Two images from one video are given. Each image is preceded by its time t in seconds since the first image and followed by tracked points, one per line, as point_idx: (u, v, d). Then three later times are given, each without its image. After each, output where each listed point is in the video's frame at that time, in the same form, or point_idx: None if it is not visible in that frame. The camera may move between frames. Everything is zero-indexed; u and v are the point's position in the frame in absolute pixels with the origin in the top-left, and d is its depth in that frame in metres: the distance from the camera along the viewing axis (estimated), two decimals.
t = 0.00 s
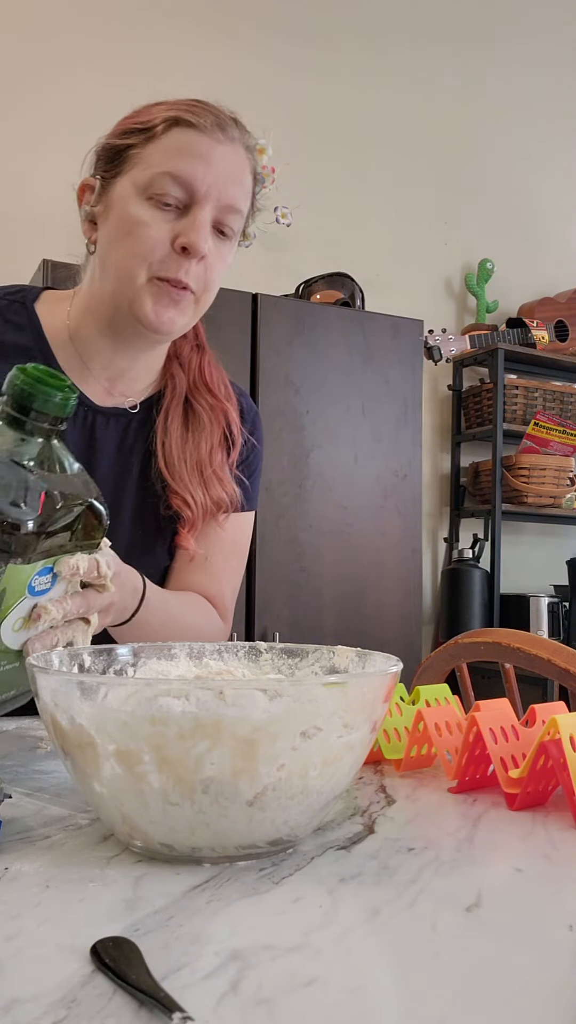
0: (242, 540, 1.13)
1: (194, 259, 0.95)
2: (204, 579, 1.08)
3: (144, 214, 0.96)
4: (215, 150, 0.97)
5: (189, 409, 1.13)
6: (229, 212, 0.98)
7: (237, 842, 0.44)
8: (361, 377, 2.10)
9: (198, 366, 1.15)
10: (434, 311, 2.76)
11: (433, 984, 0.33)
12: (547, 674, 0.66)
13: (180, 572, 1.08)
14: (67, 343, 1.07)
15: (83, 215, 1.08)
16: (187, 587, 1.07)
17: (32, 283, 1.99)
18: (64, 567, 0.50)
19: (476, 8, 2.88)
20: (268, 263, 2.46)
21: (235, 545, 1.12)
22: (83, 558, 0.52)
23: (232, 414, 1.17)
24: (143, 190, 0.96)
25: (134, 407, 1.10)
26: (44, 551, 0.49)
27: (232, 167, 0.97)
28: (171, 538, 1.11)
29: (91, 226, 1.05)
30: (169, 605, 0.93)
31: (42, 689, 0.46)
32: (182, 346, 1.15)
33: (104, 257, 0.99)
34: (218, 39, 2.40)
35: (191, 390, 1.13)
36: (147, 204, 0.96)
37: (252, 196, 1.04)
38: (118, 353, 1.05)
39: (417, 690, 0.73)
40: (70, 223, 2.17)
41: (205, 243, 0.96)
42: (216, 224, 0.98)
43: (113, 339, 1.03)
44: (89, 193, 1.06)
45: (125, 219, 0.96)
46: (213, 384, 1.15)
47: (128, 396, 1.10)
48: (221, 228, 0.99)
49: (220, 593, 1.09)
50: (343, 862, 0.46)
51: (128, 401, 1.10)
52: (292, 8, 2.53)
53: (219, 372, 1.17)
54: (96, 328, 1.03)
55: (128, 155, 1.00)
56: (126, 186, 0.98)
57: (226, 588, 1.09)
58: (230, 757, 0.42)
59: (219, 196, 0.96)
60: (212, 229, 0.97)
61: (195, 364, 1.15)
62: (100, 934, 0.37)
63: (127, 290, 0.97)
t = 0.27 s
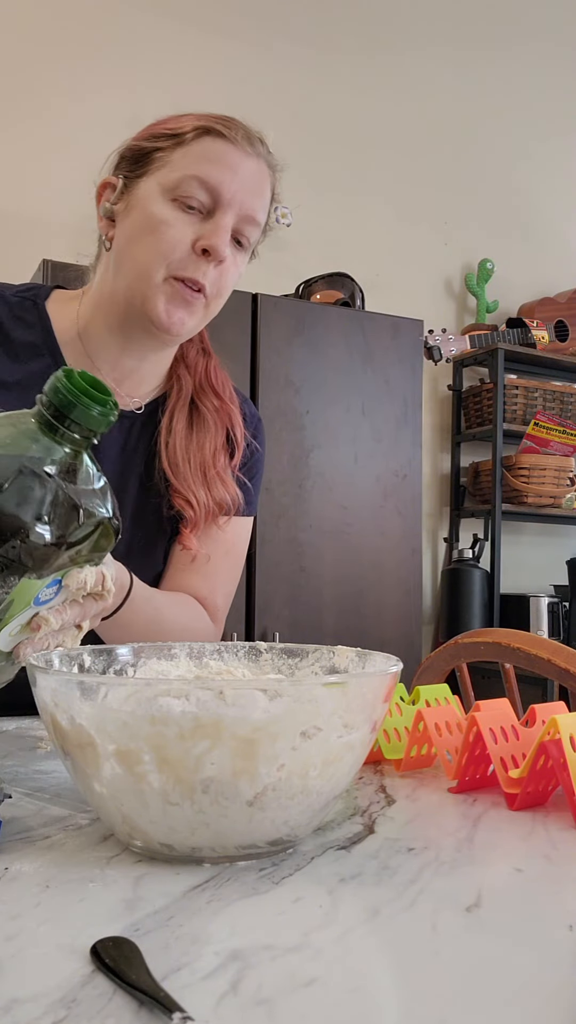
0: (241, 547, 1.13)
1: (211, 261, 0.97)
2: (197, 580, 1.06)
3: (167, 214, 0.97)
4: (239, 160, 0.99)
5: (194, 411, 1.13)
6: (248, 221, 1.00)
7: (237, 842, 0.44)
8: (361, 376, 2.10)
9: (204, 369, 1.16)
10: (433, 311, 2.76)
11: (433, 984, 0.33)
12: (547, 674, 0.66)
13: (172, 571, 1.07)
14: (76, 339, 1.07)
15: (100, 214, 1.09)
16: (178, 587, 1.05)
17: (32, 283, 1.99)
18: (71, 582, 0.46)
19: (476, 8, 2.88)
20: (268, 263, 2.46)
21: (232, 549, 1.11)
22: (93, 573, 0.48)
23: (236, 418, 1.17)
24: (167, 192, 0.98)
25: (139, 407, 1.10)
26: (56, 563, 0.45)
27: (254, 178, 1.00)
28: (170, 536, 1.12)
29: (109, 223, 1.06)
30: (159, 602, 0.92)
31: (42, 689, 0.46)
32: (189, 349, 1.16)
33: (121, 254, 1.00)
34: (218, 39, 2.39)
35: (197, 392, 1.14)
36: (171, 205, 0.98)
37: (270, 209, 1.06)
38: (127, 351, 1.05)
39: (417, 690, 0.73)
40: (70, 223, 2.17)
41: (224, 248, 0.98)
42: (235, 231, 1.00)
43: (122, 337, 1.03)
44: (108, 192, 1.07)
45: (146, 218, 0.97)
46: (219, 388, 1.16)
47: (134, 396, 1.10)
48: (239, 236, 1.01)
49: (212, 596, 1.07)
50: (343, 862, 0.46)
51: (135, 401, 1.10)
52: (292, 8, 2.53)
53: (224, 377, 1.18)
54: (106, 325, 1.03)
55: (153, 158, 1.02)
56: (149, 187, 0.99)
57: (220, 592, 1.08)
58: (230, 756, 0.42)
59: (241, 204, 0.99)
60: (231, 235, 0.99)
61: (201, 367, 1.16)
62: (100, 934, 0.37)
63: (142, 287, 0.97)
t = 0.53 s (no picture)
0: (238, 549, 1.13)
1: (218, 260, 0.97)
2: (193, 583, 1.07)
3: (176, 213, 0.97)
4: (248, 164, 1.00)
5: (196, 412, 1.13)
6: (254, 224, 1.01)
7: (238, 842, 0.44)
8: (361, 376, 2.10)
9: (207, 371, 1.16)
10: (433, 311, 2.76)
11: (433, 984, 0.33)
12: (547, 673, 0.66)
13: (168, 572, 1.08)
14: (79, 338, 1.06)
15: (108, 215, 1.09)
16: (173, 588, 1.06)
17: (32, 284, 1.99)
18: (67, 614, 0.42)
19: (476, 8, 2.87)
20: (268, 262, 2.46)
21: (229, 552, 1.11)
22: (88, 605, 0.44)
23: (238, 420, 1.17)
24: (177, 191, 0.98)
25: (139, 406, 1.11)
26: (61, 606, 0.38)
27: (261, 182, 1.01)
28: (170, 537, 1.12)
29: (117, 222, 1.06)
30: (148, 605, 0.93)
31: (42, 689, 0.46)
32: (191, 351, 1.16)
33: (127, 251, 0.99)
34: (218, 40, 2.39)
35: (200, 393, 1.14)
36: (180, 204, 0.98)
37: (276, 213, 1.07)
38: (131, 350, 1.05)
39: (417, 690, 0.73)
40: (70, 223, 2.17)
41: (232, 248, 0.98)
42: (242, 233, 1.00)
43: (126, 334, 1.03)
44: (118, 192, 1.07)
45: (155, 215, 0.97)
46: (221, 390, 1.16)
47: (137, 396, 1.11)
48: (245, 239, 1.02)
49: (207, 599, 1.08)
50: (344, 862, 0.46)
51: (138, 401, 1.10)
52: (292, 9, 2.53)
53: (226, 379, 1.18)
54: (110, 322, 1.03)
55: (163, 159, 1.02)
56: (159, 187, 1.00)
57: (215, 594, 1.08)
58: (230, 756, 0.42)
59: (248, 206, 0.99)
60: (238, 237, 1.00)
61: (204, 369, 1.16)
62: (101, 934, 0.37)
63: (148, 283, 0.97)
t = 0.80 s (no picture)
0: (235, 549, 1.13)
1: (218, 263, 0.97)
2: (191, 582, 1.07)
3: (177, 216, 0.97)
4: (248, 168, 1.01)
5: (195, 412, 1.13)
6: (255, 228, 1.01)
7: (237, 842, 0.44)
8: (361, 376, 2.10)
9: (206, 372, 1.16)
10: (433, 311, 2.76)
11: (433, 985, 0.33)
12: (547, 674, 0.66)
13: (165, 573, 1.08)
14: (80, 338, 1.06)
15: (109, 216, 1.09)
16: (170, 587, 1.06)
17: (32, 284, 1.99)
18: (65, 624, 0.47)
19: (476, 8, 2.87)
20: (268, 263, 2.46)
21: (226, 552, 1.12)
22: (83, 621, 0.49)
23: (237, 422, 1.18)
24: (178, 194, 0.99)
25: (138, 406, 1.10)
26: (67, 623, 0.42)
27: (260, 186, 1.01)
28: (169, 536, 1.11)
29: (119, 223, 1.05)
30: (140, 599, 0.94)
31: (42, 689, 0.46)
32: (191, 353, 1.17)
33: (128, 253, 1.00)
34: (218, 39, 2.39)
35: (199, 394, 1.14)
36: (181, 207, 0.98)
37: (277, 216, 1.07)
38: (131, 350, 1.05)
39: (417, 690, 0.73)
40: (70, 224, 2.17)
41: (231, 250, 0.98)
42: (242, 236, 1.00)
43: (126, 335, 1.03)
44: (120, 194, 1.08)
45: (156, 218, 0.98)
46: (220, 392, 1.17)
47: (137, 395, 1.10)
48: (245, 242, 1.02)
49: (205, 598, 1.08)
50: (344, 862, 0.46)
51: (138, 401, 1.10)
52: (292, 9, 2.53)
53: (225, 381, 1.19)
54: (111, 323, 1.03)
55: (165, 161, 1.02)
56: (160, 190, 1.00)
57: (211, 594, 1.08)
58: (230, 756, 0.42)
59: (248, 210, 0.99)
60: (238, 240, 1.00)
61: (203, 371, 1.16)
62: (101, 934, 0.37)
63: (149, 284, 0.97)
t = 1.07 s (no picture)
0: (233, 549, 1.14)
1: (215, 265, 0.97)
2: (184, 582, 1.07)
3: (175, 219, 0.98)
4: (243, 170, 1.00)
5: (194, 412, 1.13)
6: (252, 230, 1.01)
7: (238, 842, 0.44)
8: (361, 376, 2.10)
9: (205, 372, 1.16)
10: (433, 311, 2.76)
11: (434, 985, 0.33)
12: (547, 674, 0.66)
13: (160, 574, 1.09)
14: (79, 337, 1.06)
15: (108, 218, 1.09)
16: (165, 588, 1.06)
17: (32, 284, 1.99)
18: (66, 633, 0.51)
19: (476, 8, 2.87)
20: (268, 263, 2.46)
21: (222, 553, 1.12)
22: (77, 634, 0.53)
23: (235, 422, 1.18)
24: (177, 196, 0.99)
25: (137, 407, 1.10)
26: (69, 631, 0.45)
27: (257, 188, 1.00)
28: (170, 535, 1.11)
29: (118, 224, 1.06)
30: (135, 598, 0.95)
31: (42, 689, 0.46)
32: (190, 353, 1.16)
33: (127, 256, 1.00)
34: (218, 39, 2.39)
35: (198, 394, 1.14)
36: (179, 209, 0.98)
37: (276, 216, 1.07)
38: (131, 352, 1.05)
39: (417, 690, 0.73)
40: (70, 224, 2.17)
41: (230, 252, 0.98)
42: (240, 238, 1.00)
43: (125, 337, 1.03)
44: (119, 195, 1.08)
45: (154, 220, 0.98)
46: (219, 392, 1.17)
47: (136, 395, 1.11)
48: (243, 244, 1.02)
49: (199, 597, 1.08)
50: (344, 862, 0.46)
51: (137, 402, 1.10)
52: (291, 9, 2.53)
53: (224, 381, 1.19)
54: (110, 324, 1.03)
55: (164, 163, 1.02)
56: (158, 193, 1.00)
57: (208, 594, 1.09)
58: (230, 757, 0.42)
59: (246, 212, 0.99)
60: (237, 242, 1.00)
61: (202, 371, 1.16)
62: (101, 934, 0.37)
63: (148, 286, 0.97)
